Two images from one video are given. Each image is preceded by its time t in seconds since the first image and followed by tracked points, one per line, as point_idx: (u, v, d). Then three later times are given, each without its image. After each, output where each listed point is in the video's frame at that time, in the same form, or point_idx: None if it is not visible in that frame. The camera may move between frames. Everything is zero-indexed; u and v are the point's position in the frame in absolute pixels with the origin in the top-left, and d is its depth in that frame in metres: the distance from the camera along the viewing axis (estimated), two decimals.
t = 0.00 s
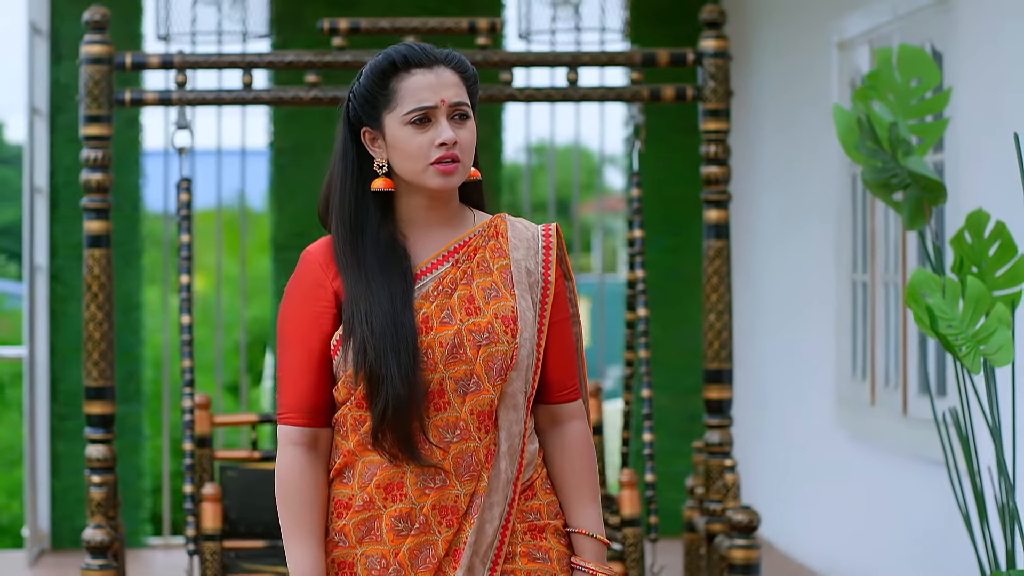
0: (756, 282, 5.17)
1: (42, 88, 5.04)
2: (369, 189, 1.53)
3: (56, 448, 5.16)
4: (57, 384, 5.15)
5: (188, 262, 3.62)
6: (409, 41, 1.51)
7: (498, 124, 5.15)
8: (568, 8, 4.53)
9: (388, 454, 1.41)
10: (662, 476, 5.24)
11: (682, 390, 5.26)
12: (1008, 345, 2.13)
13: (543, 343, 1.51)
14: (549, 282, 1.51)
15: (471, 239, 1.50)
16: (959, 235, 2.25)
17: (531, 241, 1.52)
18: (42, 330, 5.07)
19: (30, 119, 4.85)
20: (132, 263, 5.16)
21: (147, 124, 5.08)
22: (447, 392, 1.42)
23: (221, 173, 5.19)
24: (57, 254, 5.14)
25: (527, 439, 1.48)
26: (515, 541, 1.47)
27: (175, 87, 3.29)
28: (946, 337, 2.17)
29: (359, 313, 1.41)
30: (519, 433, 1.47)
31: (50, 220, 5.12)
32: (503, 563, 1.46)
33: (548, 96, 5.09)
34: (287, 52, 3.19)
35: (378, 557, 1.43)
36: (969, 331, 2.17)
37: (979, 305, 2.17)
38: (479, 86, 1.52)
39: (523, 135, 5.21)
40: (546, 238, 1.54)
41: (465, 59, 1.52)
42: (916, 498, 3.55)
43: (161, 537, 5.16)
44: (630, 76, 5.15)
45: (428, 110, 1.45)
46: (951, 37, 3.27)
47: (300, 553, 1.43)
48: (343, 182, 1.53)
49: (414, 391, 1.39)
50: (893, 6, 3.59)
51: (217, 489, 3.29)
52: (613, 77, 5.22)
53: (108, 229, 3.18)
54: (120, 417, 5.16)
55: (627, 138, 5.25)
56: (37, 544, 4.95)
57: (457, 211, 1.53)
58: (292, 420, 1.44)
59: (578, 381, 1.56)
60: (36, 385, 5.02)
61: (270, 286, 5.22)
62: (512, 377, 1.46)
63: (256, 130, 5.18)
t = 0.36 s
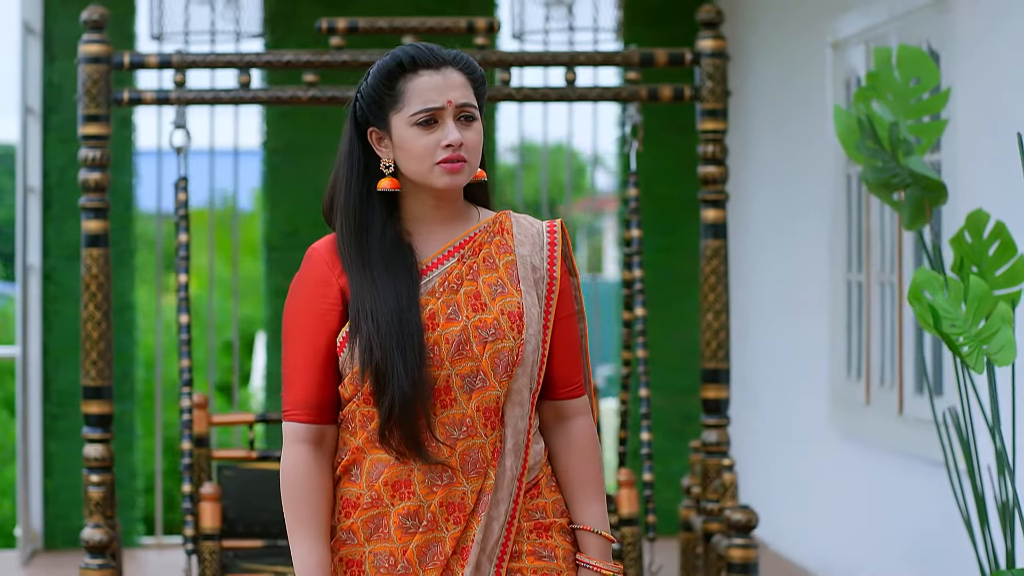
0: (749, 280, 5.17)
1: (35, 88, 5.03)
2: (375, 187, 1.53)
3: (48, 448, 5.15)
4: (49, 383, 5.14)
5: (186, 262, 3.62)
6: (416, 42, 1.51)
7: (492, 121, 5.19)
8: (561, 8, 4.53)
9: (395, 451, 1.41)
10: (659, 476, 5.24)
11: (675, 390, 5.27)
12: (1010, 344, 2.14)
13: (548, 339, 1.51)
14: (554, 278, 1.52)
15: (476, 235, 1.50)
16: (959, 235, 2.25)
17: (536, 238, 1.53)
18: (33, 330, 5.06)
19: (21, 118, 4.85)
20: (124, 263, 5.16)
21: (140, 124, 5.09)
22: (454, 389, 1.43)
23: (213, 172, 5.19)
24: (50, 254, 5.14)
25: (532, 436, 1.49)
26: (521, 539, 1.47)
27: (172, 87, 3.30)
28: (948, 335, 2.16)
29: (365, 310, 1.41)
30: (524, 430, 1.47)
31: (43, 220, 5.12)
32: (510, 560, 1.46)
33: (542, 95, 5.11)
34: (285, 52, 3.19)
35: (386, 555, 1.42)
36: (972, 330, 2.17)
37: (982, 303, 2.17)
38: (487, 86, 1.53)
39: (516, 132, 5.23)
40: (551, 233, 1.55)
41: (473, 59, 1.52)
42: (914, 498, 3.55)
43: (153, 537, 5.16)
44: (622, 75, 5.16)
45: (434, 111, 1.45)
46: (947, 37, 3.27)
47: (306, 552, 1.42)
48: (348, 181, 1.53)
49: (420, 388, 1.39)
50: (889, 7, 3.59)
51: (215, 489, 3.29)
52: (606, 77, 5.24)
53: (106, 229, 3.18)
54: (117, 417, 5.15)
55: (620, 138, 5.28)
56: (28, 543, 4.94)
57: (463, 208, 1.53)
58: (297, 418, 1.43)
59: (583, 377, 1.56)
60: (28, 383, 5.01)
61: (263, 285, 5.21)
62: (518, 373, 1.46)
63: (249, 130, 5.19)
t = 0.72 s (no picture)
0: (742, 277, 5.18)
1: (27, 86, 5.02)
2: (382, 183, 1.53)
3: (40, 445, 5.14)
4: (40, 381, 5.13)
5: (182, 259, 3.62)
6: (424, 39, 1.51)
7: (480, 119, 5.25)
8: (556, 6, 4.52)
9: (400, 447, 1.42)
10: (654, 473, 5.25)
11: (667, 387, 5.27)
12: (1011, 342, 2.13)
13: (554, 336, 1.50)
14: (561, 276, 1.51)
15: (483, 232, 1.49)
16: (958, 234, 2.25)
17: (543, 235, 1.52)
18: (25, 328, 5.05)
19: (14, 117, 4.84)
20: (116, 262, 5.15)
21: (131, 121, 5.08)
22: (458, 387, 1.43)
23: (206, 171, 5.17)
24: (41, 252, 5.14)
25: (537, 433, 1.49)
26: (527, 536, 1.47)
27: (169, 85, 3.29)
28: (949, 333, 2.17)
29: (370, 306, 1.41)
30: (529, 427, 1.47)
31: (35, 218, 5.11)
32: (515, 557, 1.46)
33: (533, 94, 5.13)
34: (281, 50, 3.19)
35: (391, 552, 1.43)
36: (974, 328, 2.17)
37: (984, 301, 2.16)
38: (497, 86, 1.52)
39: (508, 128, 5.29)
40: (558, 232, 1.53)
41: (481, 59, 1.52)
42: (909, 496, 3.55)
43: (145, 535, 5.15)
44: (612, 74, 5.18)
45: (439, 109, 1.45)
46: (944, 36, 3.27)
47: (308, 547, 1.43)
48: (357, 177, 1.53)
49: (424, 385, 1.40)
50: (884, 6, 3.59)
51: (213, 486, 3.29)
52: (597, 75, 5.24)
53: (103, 227, 3.18)
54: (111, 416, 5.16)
55: (611, 135, 5.26)
56: (20, 542, 4.94)
57: (470, 206, 1.53)
58: (301, 413, 1.43)
59: (590, 374, 1.55)
60: (20, 381, 5.01)
61: (254, 282, 5.22)
62: (523, 371, 1.46)
63: (241, 129, 5.17)
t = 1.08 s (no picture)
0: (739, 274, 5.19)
1: (22, 83, 5.01)
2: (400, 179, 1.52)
3: (35, 442, 5.14)
4: (35, 379, 5.14)
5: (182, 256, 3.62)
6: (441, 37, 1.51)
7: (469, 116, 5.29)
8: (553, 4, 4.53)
9: (413, 446, 1.41)
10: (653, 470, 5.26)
11: (663, 384, 5.28)
12: (1015, 339, 2.14)
13: (569, 334, 1.50)
14: (577, 274, 1.51)
15: (499, 230, 1.49)
16: (958, 231, 2.25)
17: (560, 233, 1.52)
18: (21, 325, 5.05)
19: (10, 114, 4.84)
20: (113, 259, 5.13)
21: (126, 119, 5.09)
22: (472, 385, 1.42)
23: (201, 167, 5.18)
24: (36, 249, 5.13)
25: (551, 432, 1.48)
26: (540, 534, 1.47)
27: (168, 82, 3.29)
28: (953, 330, 2.17)
29: (384, 303, 1.41)
30: (543, 426, 1.47)
31: (30, 215, 5.11)
32: (528, 554, 1.46)
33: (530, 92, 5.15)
34: (281, 47, 3.19)
35: (404, 550, 1.42)
36: (978, 325, 2.17)
37: (988, 298, 2.16)
38: (515, 84, 1.51)
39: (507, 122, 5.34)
40: (575, 228, 1.53)
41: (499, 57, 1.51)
42: (906, 494, 3.56)
43: (140, 533, 5.14)
44: (607, 71, 5.18)
45: (452, 107, 1.45)
46: (942, 33, 3.27)
47: (322, 543, 1.42)
48: (376, 172, 1.51)
49: (436, 384, 1.39)
50: (881, 4, 3.59)
51: (212, 483, 3.29)
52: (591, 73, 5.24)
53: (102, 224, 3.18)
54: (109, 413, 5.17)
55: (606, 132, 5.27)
56: (15, 539, 4.94)
57: (487, 205, 1.53)
58: (315, 407, 1.43)
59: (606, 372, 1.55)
60: (16, 378, 5.01)
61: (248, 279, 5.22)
62: (537, 370, 1.46)
63: (236, 126, 5.18)
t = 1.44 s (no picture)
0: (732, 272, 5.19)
1: (15, 80, 5.01)
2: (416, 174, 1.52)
3: (27, 439, 5.14)
4: (26, 376, 5.14)
5: (178, 253, 3.61)
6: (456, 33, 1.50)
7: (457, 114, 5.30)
8: None
9: (429, 442, 1.42)
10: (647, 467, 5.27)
11: (655, 381, 5.29)
12: (1014, 335, 2.15)
13: (586, 329, 1.49)
14: (595, 270, 1.50)
15: (516, 226, 1.49)
16: (956, 227, 2.25)
17: (578, 228, 1.51)
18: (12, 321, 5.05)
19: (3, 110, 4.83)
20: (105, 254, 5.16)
21: (117, 115, 5.10)
22: (488, 383, 1.43)
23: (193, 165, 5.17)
24: (28, 245, 5.12)
25: (567, 428, 1.48)
26: (557, 530, 1.47)
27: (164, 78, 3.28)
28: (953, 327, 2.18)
29: (401, 299, 1.42)
30: (558, 423, 1.47)
31: (21, 212, 5.10)
32: (543, 551, 1.45)
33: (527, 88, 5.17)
34: (277, 43, 3.19)
35: (419, 546, 1.42)
36: (978, 321, 2.18)
37: (988, 293, 2.17)
38: (531, 80, 1.50)
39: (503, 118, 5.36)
40: (593, 224, 1.52)
41: (515, 52, 1.50)
42: (899, 490, 3.58)
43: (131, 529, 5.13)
44: (598, 68, 5.17)
45: (462, 104, 1.45)
46: (937, 30, 3.28)
47: (339, 539, 1.42)
48: (392, 167, 1.52)
49: (452, 379, 1.40)
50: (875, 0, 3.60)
51: (209, 480, 3.28)
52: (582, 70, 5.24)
53: (98, 220, 3.17)
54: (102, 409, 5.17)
55: (598, 129, 5.27)
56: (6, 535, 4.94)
57: (503, 201, 1.52)
58: (330, 403, 1.43)
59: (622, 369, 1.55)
60: (8, 374, 5.00)
61: (238, 276, 5.20)
62: (553, 367, 1.46)
63: (227, 122, 5.17)
